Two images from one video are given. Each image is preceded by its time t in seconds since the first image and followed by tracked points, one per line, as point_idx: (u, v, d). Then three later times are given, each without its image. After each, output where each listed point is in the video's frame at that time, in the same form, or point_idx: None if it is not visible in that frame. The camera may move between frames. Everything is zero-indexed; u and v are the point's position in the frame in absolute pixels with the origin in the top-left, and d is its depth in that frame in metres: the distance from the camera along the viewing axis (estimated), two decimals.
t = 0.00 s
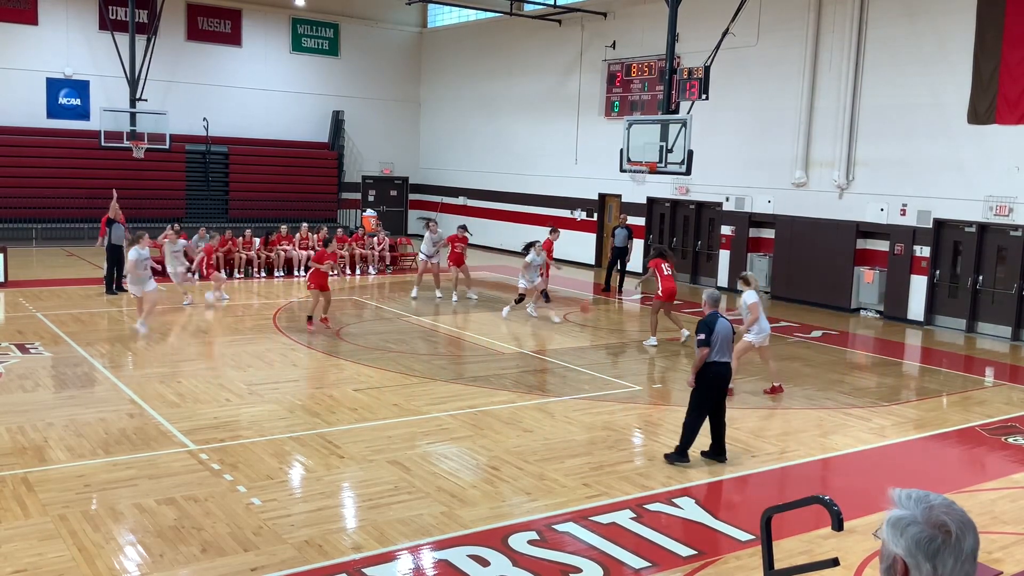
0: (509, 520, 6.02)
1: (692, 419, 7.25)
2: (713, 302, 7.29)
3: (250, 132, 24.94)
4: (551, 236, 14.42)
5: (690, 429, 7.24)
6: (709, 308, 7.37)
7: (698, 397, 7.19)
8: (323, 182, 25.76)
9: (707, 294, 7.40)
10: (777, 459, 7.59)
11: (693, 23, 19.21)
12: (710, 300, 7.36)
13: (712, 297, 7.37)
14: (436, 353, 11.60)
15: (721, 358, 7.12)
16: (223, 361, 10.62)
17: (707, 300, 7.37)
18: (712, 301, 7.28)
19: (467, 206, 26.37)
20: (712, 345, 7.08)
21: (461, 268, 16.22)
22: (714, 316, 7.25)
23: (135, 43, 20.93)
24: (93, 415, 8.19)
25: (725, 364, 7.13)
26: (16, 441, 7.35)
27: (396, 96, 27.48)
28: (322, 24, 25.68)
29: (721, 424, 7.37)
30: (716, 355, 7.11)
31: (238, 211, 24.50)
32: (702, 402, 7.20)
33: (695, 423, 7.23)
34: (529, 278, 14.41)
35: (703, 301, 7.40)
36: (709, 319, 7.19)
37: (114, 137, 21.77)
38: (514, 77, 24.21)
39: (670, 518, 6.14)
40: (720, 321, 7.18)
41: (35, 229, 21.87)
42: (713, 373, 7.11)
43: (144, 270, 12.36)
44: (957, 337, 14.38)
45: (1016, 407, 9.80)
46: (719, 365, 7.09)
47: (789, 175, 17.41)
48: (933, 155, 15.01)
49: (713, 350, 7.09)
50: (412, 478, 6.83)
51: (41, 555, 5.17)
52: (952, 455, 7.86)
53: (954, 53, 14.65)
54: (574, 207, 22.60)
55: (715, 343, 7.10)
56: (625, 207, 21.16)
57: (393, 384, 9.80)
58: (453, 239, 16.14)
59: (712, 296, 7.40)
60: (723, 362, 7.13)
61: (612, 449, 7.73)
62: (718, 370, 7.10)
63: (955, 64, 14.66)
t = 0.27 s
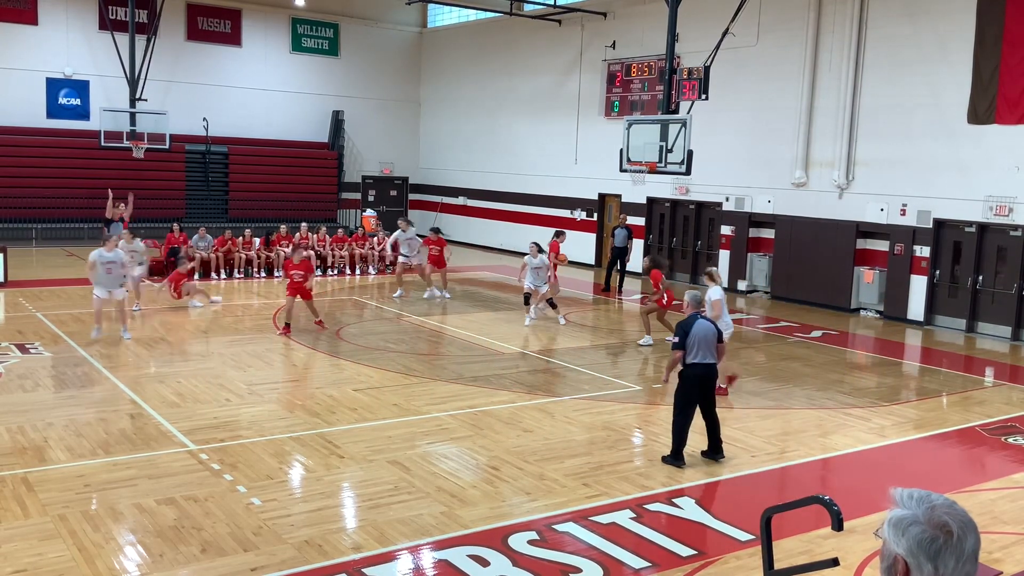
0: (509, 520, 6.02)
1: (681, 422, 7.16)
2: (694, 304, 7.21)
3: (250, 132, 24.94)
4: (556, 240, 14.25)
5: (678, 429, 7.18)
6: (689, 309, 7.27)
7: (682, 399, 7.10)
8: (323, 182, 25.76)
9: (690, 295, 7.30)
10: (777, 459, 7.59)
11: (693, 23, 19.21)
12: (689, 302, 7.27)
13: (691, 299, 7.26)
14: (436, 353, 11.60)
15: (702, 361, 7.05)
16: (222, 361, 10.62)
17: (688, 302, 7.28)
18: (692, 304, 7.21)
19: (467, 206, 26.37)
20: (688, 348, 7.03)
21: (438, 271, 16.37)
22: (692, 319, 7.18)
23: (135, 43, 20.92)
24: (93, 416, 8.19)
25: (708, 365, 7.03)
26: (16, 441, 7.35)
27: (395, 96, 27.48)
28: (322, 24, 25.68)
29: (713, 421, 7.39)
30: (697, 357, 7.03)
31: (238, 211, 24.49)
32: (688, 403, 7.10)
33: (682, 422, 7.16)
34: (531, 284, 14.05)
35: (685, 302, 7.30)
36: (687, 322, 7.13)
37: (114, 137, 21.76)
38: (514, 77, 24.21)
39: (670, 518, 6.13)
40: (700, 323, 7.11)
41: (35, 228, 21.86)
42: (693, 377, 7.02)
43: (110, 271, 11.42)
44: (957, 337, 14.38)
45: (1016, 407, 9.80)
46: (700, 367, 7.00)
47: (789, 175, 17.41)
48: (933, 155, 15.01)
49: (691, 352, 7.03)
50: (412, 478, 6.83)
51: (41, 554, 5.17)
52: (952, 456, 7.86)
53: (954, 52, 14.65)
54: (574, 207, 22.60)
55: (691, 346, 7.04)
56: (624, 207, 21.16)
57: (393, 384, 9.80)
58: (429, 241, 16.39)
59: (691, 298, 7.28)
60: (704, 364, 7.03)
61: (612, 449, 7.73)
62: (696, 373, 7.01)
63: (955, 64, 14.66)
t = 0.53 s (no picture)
0: (509, 520, 6.01)
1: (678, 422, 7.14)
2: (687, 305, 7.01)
3: (250, 132, 24.94)
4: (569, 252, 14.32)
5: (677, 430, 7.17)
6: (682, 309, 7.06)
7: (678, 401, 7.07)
8: (323, 182, 25.76)
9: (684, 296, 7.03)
10: (777, 459, 7.59)
11: (693, 23, 19.22)
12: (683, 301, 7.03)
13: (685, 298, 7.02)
14: (436, 353, 11.60)
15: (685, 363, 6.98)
16: (222, 361, 10.62)
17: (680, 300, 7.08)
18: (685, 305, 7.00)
19: (467, 206, 26.37)
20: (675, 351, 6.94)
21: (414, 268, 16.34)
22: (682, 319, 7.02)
23: (134, 43, 20.91)
24: (93, 416, 8.19)
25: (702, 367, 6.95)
26: (16, 441, 7.35)
27: (395, 96, 27.48)
28: (322, 24, 25.68)
29: (704, 425, 7.18)
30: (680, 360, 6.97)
31: (238, 211, 24.50)
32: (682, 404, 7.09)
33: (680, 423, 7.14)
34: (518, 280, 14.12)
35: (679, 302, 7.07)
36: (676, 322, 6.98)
37: (114, 137, 21.75)
38: (514, 77, 24.21)
39: (670, 518, 6.13)
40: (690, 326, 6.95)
41: (35, 229, 21.84)
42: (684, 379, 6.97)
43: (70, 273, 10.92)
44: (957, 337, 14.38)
45: (1016, 407, 9.80)
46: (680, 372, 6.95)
47: (789, 175, 17.41)
48: (933, 155, 15.01)
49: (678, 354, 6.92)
50: (412, 478, 6.83)
51: (40, 555, 5.17)
52: (952, 456, 7.85)
53: (954, 52, 14.65)
54: (574, 207, 22.59)
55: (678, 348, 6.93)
56: (624, 207, 21.16)
57: (393, 384, 9.79)
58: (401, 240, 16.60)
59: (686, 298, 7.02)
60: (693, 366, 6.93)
61: (612, 449, 7.73)
62: (688, 376, 6.95)
63: (955, 64, 14.66)
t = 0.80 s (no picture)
0: (509, 520, 6.02)
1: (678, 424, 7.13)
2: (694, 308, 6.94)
3: (250, 132, 24.94)
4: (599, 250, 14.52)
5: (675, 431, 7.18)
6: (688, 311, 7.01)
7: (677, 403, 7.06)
8: (324, 182, 25.76)
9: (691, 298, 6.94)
10: (777, 459, 7.59)
11: (693, 23, 19.22)
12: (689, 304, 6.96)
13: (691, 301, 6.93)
14: (436, 353, 11.60)
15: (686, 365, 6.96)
16: (222, 361, 10.62)
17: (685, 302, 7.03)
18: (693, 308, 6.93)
19: (467, 206, 26.37)
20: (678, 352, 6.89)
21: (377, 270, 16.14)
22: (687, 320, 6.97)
23: (135, 43, 20.89)
24: (93, 416, 8.19)
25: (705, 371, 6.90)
26: (16, 441, 7.35)
27: (395, 96, 27.48)
28: (322, 24, 25.68)
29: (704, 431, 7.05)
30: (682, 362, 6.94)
31: (238, 211, 24.50)
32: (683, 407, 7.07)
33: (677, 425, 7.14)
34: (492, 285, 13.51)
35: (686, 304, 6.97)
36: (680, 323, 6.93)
37: (114, 137, 21.73)
38: (514, 77, 24.21)
39: (670, 518, 6.13)
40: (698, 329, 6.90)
41: (35, 229, 21.81)
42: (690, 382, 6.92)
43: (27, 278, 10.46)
44: (957, 337, 14.38)
45: (1016, 407, 9.80)
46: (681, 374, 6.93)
47: (789, 175, 17.41)
48: (933, 155, 15.01)
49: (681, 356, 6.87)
50: (412, 478, 6.83)
51: (41, 555, 5.17)
52: (952, 455, 7.86)
53: (954, 52, 14.64)
54: (574, 207, 22.60)
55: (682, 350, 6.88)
56: (624, 207, 21.16)
57: (393, 384, 9.79)
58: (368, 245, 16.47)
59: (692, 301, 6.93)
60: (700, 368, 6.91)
61: (612, 449, 7.73)
62: (688, 379, 6.93)
63: (955, 64, 14.65)
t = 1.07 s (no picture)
0: (509, 520, 6.02)
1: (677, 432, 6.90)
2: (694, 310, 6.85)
3: (250, 132, 24.94)
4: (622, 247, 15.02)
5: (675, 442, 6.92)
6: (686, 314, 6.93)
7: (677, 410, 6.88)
8: (324, 182, 25.76)
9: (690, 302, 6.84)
10: (777, 459, 7.59)
11: (693, 23, 19.22)
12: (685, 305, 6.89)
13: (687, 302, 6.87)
14: (436, 353, 11.60)
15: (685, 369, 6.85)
16: (222, 361, 10.62)
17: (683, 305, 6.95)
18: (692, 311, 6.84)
19: (467, 206, 26.37)
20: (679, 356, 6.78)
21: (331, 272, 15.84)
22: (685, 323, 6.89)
23: (135, 43, 20.89)
24: (93, 416, 8.19)
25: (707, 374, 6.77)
26: (16, 441, 7.35)
27: (395, 96, 27.48)
28: (322, 24, 25.68)
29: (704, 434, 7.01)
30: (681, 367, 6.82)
31: (238, 211, 24.50)
32: (684, 415, 6.88)
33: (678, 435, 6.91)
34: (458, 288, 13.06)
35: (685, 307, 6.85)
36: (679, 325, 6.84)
37: (114, 137, 21.72)
38: (514, 77, 24.21)
39: (670, 518, 6.13)
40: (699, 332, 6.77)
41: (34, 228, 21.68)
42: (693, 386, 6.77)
43: None
44: (957, 337, 14.39)
45: (1016, 407, 9.80)
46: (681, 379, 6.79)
47: (789, 175, 17.41)
48: (933, 155, 15.02)
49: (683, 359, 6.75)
50: (412, 478, 6.83)
51: (41, 555, 5.17)
52: (952, 456, 7.85)
53: (954, 52, 14.65)
54: (574, 207, 22.60)
55: (682, 353, 6.76)
56: (624, 207, 21.16)
57: (393, 384, 9.79)
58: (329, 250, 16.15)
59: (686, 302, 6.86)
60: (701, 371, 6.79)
61: (612, 449, 7.73)
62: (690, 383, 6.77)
63: (955, 64, 14.66)
